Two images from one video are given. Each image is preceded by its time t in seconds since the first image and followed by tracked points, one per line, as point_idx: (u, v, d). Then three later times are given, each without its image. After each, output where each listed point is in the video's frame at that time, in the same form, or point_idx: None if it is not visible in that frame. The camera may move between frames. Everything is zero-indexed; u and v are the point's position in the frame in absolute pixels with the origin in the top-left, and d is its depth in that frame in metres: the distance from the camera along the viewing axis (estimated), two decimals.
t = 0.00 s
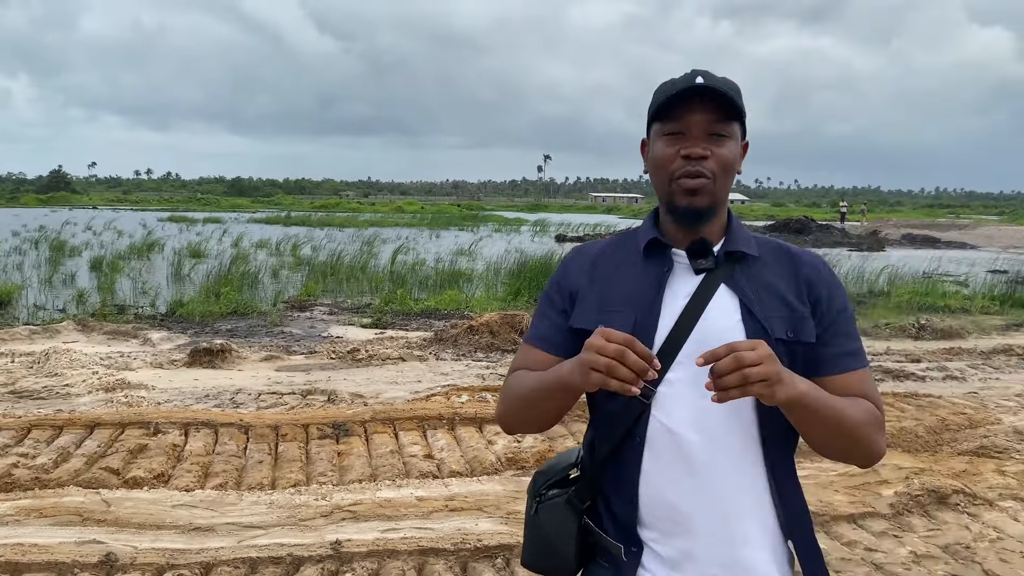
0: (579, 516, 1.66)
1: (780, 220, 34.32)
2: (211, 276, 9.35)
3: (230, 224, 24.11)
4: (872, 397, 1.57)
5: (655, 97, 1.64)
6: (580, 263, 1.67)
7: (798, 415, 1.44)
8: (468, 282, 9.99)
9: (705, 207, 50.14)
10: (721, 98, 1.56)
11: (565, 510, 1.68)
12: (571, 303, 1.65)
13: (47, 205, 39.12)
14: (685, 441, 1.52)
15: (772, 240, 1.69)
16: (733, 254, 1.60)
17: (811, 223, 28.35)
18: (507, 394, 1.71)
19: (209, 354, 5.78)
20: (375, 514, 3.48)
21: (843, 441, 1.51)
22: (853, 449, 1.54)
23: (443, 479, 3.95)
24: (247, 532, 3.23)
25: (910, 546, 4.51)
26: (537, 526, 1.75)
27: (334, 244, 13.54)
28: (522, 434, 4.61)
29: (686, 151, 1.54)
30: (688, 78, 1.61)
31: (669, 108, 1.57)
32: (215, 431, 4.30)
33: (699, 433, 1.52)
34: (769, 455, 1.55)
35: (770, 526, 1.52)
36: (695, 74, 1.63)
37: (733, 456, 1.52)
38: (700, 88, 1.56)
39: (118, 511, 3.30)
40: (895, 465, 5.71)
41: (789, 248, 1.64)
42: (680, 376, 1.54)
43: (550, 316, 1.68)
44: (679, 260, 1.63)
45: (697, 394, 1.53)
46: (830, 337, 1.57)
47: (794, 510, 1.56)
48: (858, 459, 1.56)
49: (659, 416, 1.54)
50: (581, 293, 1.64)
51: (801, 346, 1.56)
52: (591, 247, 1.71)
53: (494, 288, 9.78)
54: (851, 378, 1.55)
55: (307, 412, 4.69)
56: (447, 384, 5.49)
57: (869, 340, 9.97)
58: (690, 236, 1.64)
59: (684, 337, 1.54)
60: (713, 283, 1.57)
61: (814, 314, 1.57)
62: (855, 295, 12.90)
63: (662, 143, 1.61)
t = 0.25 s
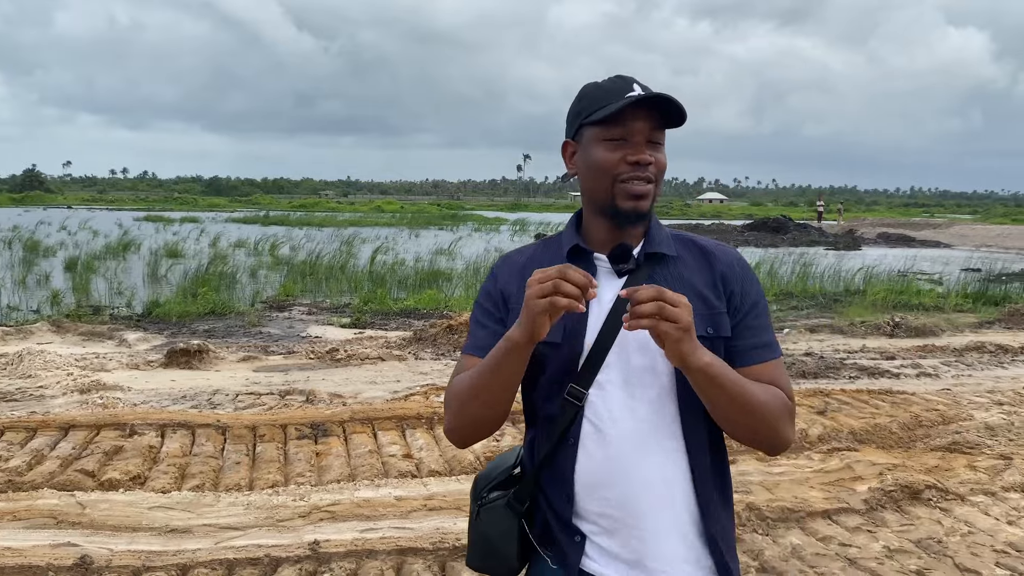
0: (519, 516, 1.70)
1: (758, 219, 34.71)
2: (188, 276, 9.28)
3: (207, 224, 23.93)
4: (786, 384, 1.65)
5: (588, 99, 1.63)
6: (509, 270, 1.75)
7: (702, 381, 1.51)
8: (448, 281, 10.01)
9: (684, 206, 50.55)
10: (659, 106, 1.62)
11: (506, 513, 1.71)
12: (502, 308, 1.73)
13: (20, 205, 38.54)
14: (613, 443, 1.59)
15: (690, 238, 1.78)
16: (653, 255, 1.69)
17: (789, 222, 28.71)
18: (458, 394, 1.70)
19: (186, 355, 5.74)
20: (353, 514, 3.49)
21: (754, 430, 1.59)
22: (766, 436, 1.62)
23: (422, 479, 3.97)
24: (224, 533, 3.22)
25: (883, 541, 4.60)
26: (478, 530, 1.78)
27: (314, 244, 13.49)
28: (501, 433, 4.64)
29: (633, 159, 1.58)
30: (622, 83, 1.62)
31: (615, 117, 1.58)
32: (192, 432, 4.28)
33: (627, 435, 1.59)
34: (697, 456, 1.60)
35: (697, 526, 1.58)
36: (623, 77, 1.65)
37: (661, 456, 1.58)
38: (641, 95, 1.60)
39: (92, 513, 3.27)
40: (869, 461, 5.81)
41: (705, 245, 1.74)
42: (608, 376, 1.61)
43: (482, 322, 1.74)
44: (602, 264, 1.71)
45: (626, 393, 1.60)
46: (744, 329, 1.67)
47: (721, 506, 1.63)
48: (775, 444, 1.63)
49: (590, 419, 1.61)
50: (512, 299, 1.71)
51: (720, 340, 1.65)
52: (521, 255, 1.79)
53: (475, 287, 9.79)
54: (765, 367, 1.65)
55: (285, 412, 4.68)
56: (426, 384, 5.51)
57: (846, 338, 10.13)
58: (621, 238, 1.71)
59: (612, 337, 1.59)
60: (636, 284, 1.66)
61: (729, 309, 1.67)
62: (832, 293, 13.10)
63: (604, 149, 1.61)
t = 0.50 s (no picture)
0: (482, 509, 1.77)
1: (739, 215, 34.98)
2: (166, 276, 9.20)
3: (185, 223, 23.70)
4: (723, 372, 1.83)
5: (536, 96, 1.71)
6: (459, 270, 1.77)
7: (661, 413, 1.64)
8: (429, 278, 10.03)
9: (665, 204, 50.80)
10: (605, 101, 1.73)
11: (469, 507, 1.77)
12: (456, 310, 1.76)
13: None
14: (568, 429, 1.69)
15: (638, 229, 1.89)
16: (603, 247, 1.78)
17: (768, 218, 28.97)
18: (427, 418, 1.74)
19: (164, 354, 5.71)
20: (332, 512, 3.50)
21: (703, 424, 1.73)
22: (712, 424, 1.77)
23: (401, 476, 3.99)
24: (202, 532, 3.22)
25: (858, 532, 4.69)
26: (441, 525, 1.83)
27: (293, 243, 13.42)
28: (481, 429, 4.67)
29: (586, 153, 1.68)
30: (569, 79, 1.72)
31: (568, 112, 1.68)
32: (170, 432, 4.26)
33: (580, 421, 1.70)
34: (646, 437, 1.72)
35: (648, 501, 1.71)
36: (567, 72, 1.75)
37: (612, 438, 1.70)
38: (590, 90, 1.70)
39: (69, 513, 3.26)
40: (844, 453, 5.91)
41: (654, 238, 1.86)
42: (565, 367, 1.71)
43: (437, 324, 1.77)
44: (553, 258, 1.79)
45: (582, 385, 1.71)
46: (694, 315, 1.81)
47: (669, 480, 1.76)
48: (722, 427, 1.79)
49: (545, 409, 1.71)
50: (467, 300, 1.75)
51: (671, 328, 1.77)
52: (469, 251, 1.81)
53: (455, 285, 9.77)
54: (708, 352, 1.82)
55: (264, 410, 4.68)
56: (406, 381, 5.53)
57: (824, 333, 10.26)
58: (572, 231, 1.80)
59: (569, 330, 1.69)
60: (589, 277, 1.74)
61: (680, 298, 1.80)
62: (811, 289, 13.25)
63: (556, 144, 1.71)
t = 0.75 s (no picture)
0: (453, 502, 1.80)
1: (716, 211, 35.29)
2: (140, 276, 9.12)
3: (160, 222, 23.44)
4: (696, 350, 1.88)
5: (498, 96, 1.76)
6: (429, 258, 1.84)
7: (634, 365, 1.67)
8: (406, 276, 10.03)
9: (643, 201, 51.09)
10: (567, 100, 1.76)
11: (439, 500, 1.79)
12: (425, 295, 1.81)
13: None
14: (541, 419, 1.73)
15: (602, 220, 1.95)
16: (569, 238, 1.83)
17: (745, 214, 29.26)
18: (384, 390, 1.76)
19: (138, 354, 5.66)
20: (309, 510, 3.51)
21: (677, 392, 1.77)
22: (686, 398, 1.81)
23: (378, 473, 4.00)
24: (177, 532, 3.22)
25: (830, 522, 4.78)
26: (411, 519, 1.85)
27: (270, 241, 13.34)
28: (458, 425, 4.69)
29: (545, 153, 1.71)
30: (530, 78, 1.76)
31: (527, 111, 1.72)
32: (144, 432, 4.24)
33: (552, 411, 1.73)
34: (616, 427, 1.77)
35: (618, 489, 1.76)
36: (531, 71, 1.78)
37: (584, 428, 1.74)
38: (550, 90, 1.74)
39: (41, 516, 3.24)
40: (818, 445, 6.02)
41: (618, 228, 1.92)
42: (535, 356, 1.76)
43: (406, 309, 1.82)
44: (521, 248, 1.84)
45: (554, 375, 1.75)
46: (659, 300, 1.88)
47: (637, 469, 1.82)
48: (697, 400, 1.83)
49: (516, 399, 1.74)
50: (435, 286, 1.80)
51: (637, 315, 1.85)
52: (440, 242, 1.88)
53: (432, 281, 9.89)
54: (678, 333, 1.87)
55: (240, 410, 4.67)
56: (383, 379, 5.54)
57: (798, 327, 10.41)
58: (536, 226, 1.84)
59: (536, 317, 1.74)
60: (556, 265, 1.79)
61: (644, 284, 1.88)
62: (785, 283, 13.43)
63: (516, 143, 1.75)
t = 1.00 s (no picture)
0: (430, 498, 1.84)
1: (686, 208, 35.80)
2: (106, 277, 8.97)
3: (126, 222, 23.03)
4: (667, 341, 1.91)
5: (476, 96, 1.79)
6: (407, 254, 1.85)
7: (603, 323, 1.70)
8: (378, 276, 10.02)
9: (615, 198, 51.36)
10: (543, 105, 1.78)
11: (417, 496, 1.84)
12: (403, 290, 1.83)
13: None
14: (519, 412, 1.76)
15: (578, 220, 2.02)
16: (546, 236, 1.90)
17: (716, 211, 29.60)
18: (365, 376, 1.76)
19: (106, 357, 5.58)
20: (282, 511, 3.50)
21: (647, 375, 1.81)
22: (656, 388, 1.85)
23: (352, 473, 4.01)
24: (148, 535, 3.19)
25: (800, 514, 4.89)
26: (390, 516, 1.89)
27: (240, 241, 13.20)
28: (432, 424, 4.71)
29: (517, 157, 1.75)
30: (509, 80, 1.78)
31: (501, 114, 1.75)
32: (113, 435, 4.19)
33: (529, 405, 1.77)
34: (592, 424, 1.81)
35: (594, 483, 1.79)
36: (511, 74, 1.80)
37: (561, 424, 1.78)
38: (526, 94, 1.76)
39: (8, 521, 3.20)
40: (787, 438, 6.14)
41: (593, 226, 2.00)
42: (512, 352, 1.79)
43: (385, 304, 1.83)
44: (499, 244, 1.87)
45: (530, 370, 1.78)
46: (633, 295, 1.94)
47: (612, 463, 1.85)
48: (666, 391, 1.86)
49: (493, 395, 1.78)
50: (413, 281, 1.82)
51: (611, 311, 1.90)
52: (417, 238, 1.90)
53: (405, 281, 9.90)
54: (648, 329, 1.93)
55: (211, 412, 4.63)
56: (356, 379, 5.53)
57: (768, 322, 10.58)
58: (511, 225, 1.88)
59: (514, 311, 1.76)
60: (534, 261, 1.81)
61: (619, 280, 1.94)
62: (755, 280, 13.63)
63: (490, 145, 1.78)
